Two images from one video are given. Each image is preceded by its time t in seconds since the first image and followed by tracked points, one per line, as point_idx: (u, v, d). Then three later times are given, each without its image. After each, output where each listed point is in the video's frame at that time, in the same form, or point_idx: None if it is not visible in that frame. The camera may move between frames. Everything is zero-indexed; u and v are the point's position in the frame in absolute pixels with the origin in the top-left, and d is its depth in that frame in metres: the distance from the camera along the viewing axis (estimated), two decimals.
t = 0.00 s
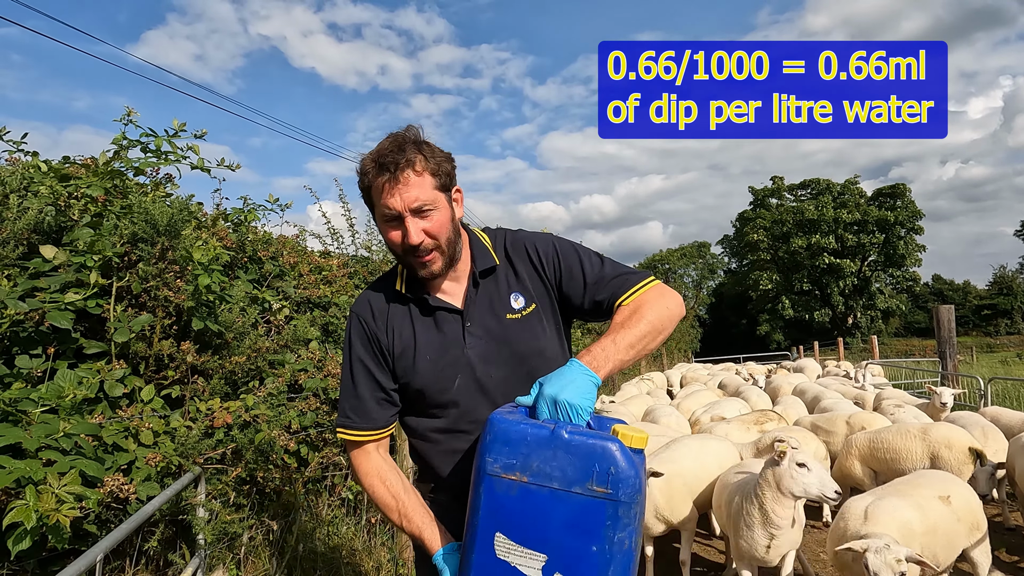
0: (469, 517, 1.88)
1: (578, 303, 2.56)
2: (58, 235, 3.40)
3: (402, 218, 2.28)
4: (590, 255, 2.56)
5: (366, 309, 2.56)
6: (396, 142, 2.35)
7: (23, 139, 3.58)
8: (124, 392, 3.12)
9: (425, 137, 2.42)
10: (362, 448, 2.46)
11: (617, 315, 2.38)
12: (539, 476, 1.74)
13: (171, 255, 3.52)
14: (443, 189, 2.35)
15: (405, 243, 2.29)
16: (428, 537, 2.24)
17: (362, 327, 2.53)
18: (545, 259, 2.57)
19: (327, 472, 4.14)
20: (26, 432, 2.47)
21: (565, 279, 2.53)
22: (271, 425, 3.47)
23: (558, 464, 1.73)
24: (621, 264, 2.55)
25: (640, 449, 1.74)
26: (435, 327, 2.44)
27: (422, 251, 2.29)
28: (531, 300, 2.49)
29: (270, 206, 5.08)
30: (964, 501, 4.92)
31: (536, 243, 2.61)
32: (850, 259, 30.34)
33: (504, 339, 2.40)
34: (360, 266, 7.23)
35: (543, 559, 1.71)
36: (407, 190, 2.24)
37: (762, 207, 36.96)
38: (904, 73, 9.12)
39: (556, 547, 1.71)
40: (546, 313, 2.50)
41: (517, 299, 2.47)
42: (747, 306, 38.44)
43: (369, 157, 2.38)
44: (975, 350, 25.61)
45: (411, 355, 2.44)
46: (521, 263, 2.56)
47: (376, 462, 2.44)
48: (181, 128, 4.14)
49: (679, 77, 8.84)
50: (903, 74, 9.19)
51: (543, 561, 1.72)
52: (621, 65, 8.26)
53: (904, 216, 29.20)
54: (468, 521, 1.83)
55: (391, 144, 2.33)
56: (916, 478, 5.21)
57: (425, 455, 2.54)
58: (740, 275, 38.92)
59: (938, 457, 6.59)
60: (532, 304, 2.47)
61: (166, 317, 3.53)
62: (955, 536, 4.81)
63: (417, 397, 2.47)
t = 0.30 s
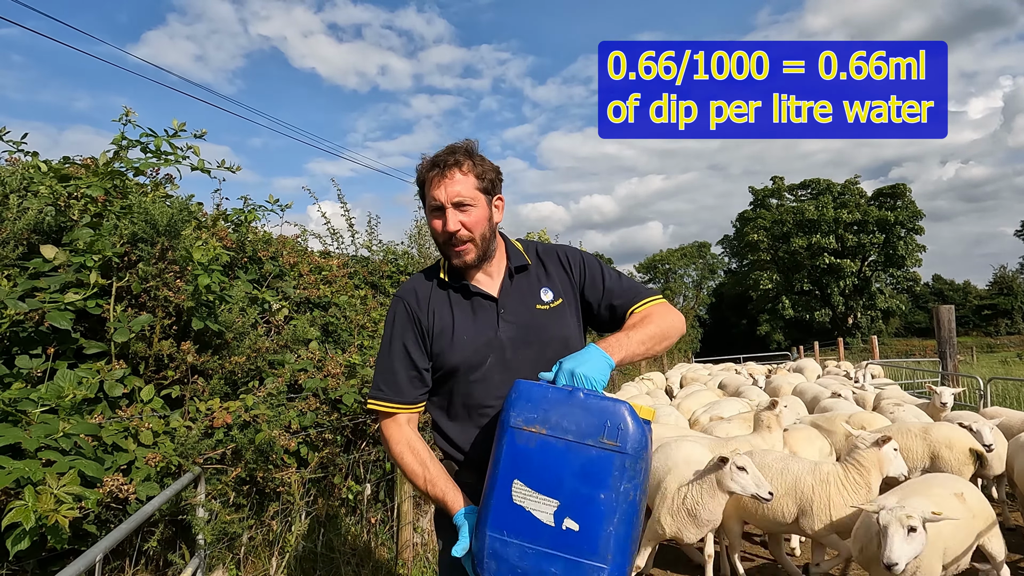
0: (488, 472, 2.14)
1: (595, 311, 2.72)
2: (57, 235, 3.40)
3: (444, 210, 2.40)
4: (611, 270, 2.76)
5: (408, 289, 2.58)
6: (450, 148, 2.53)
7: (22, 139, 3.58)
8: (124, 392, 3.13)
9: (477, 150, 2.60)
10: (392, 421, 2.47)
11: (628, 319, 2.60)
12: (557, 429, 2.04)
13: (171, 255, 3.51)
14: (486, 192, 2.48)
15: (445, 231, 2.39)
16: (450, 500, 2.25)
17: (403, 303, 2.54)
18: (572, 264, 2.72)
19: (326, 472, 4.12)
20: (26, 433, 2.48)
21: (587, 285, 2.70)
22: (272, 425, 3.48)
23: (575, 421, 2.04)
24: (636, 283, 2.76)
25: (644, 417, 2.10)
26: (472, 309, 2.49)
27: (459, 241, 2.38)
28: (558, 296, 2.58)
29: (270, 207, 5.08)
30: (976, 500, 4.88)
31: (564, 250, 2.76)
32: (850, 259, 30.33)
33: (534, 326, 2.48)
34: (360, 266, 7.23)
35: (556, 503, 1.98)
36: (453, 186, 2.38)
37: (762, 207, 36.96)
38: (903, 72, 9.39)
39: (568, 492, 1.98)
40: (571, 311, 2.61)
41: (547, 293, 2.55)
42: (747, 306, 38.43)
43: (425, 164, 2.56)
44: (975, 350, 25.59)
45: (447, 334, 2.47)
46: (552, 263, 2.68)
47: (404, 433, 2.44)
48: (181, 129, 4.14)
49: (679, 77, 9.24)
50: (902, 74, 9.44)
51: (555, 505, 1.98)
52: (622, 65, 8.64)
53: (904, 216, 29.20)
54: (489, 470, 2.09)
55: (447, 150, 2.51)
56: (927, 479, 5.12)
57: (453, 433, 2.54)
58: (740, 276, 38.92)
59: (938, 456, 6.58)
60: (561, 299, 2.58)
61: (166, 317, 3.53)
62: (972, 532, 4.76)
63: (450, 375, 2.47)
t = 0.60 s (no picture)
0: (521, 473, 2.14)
1: (606, 317, 2.76)
2: (57, 235, 3.40)
3: (470, 212, 2.40)
4: (622, 279, 2.82)
5: (427, 284, 2.54)
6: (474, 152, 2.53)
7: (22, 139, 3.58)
8: (124, 392, 3.13)
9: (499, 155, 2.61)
10: (409, 414, 2.34)
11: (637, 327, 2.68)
12: (598, 434, 2.11)
13: (171, 255, 3.51)
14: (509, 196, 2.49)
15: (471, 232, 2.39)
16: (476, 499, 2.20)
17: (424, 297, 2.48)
18: (586, 269, 2.74)
19: (327, 472, 4.10)
20: (26, 433, 2.48)
21: (600, 292, 2.74)
22: (272, 425, 3.48)
23: (615, 425, 2.12)
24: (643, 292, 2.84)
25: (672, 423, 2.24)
26: (492, 307, 2.46)
27: (483, 241, 2.38)
28: (574, 300, 2.59)
29: (271, 207, 5.10)
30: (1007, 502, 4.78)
31: (579, 256, 2.78)
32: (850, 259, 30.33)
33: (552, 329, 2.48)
34: (360, 266, 7.24)
35: (596, 504, 2.06)
36: (481, 189, 2.39)
37: (762, 207, 36.97)
38: (902, 73, 9.98)
39: (607, 494, 2.07)
40: (585, 315, 2.63)
41: (563, 296, 2.56)
42: (747, 306, 38.44)
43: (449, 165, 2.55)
44: (975, 350, 25.57)
45: (468, 330, 2.42)
46: (568, 267, 2.69)
47: (423, 428, 2.32)
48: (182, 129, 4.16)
49: (679, 78, 9.70)
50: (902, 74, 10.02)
51: (595, 506, 2.06)
52: (622, 65, 9.13)
53: (904, 216, 29.20)
54: (526, 472, 2.09)
55: (473, 152, 2.51)
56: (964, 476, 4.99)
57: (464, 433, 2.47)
58: (740, 276, 38.94)
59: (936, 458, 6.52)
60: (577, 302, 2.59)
61: (166, 317, 3.53)
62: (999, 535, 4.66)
63: (468, 372, 2.41)
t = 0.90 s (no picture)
0: (564, 496, 2.12)
1: (615, 321, 2.78)
2: (57, 235, 3.40)
3: (497, 216, 2.33)
4: (632, 280, 2.83)
5: (437, 282, 2.45)
6: (499, 146, 2.40)
7: (22, 139, 3.58)
8: (124, 392, 3.13)
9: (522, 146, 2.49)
10: (421, 419, 2.24)
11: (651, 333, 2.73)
12: (644, 458, 2.13)
13: (171, 255, 3.51)
14: (532, 197, 2.43)
15: (497, 240, 2.34)
16: (496, 514, 2.19)
17: (434, 296, 2.39)
18: (598, 271, 2.74)
19: (327, 472, 4.09)
20: (25, 433, 2.48)
21: (611, 294, 2.74)
22: (271, 425, 3.48)
23: (659, 449, 2.15)
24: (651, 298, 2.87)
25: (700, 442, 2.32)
26: (506, 308, 2.42)
27: (509, 249, 2.35)
28: (586, 302, 2.59)
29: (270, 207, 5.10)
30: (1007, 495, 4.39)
31: (591, 257, 2.78)
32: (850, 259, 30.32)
33: (566, 332, 2.47)
34: (360, 266, 7.24)
35: (640, 529, 2.10)
36: (511, 194, 2.31)
37: (762, 207, 36.98)
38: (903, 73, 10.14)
39: (650, 518, 2.12)
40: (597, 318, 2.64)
41: (576, 299, 2.55)
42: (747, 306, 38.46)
43: (471, 155, 2.39)
44: (975, 350, 25.53)
45: (480, 333, 2.37)
46: (580, 268, 2.69)
47: (437, 436, 2.22)
48: (181, 129, 4.16)
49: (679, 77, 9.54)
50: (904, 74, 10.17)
51: (638, 531, 2.11)
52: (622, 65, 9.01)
53: (904, 216, 29.19)
54: (572, 497, 2.09)
55: (496, 147, 2.38)
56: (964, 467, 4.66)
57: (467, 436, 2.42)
58: (740, 276, 38.93)
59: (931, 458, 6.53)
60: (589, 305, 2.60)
61: (166, 317, 3.53)
62: (981, 526, 4.34)
63: (477, 375, 2.36)
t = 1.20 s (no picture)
0: (607, 559, 2.03)
1: (613, 321, 2.75)
2: (57, 235, 3.40)
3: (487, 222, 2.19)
4: (628, 277, 2.78)
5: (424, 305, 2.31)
6: (481, 140, 2.22)
7: (22, 139, 3.59)
8: (124, 392, 3.13)
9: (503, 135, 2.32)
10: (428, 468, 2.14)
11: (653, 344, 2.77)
12: (681, 506, 2.07)
13: (170, 256, 3.50)
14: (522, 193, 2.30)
15: (489, 247, 2.22)
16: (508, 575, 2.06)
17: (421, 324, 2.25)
18: (594, 272, 2.67)
19: (327, 472, 4.10)
20: (26, 433, 2.48)
21: (609, 295, 2.71)
22: (271, 425, 3.48)
23: (694, 494, 2.09)
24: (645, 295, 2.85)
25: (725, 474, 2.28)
26: (505, 328, 2.33)
27: (503, 256, 2.24)
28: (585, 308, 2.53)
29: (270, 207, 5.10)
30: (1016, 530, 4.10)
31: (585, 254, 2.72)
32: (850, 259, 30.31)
33: (569, 346, 2.41)
34: (360, 266, 7.24)
35: None
36: (500, 195, 2.16)
37: (762, 207, 36.98)
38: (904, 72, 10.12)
39: (693, 566, 2.07)
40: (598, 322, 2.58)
41: (576, 306, 2.49)
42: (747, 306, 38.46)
43: (450, 152, 2.20)
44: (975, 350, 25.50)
45: (478, 358, 2.27)
46: (575, 270, 2.64)
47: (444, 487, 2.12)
48: (181, 129, 4.17)
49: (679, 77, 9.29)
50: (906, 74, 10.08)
51: None
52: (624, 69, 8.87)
53: (904, 216, 29.19)
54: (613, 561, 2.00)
55: (478, 142, 2.20)
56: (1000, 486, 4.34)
57: (469, 466, 2.35)
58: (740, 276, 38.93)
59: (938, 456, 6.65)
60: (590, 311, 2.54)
61: (165, 318, 3.53)
62: (956, 544, 4.27)
63: (476, 404, 2.28)
